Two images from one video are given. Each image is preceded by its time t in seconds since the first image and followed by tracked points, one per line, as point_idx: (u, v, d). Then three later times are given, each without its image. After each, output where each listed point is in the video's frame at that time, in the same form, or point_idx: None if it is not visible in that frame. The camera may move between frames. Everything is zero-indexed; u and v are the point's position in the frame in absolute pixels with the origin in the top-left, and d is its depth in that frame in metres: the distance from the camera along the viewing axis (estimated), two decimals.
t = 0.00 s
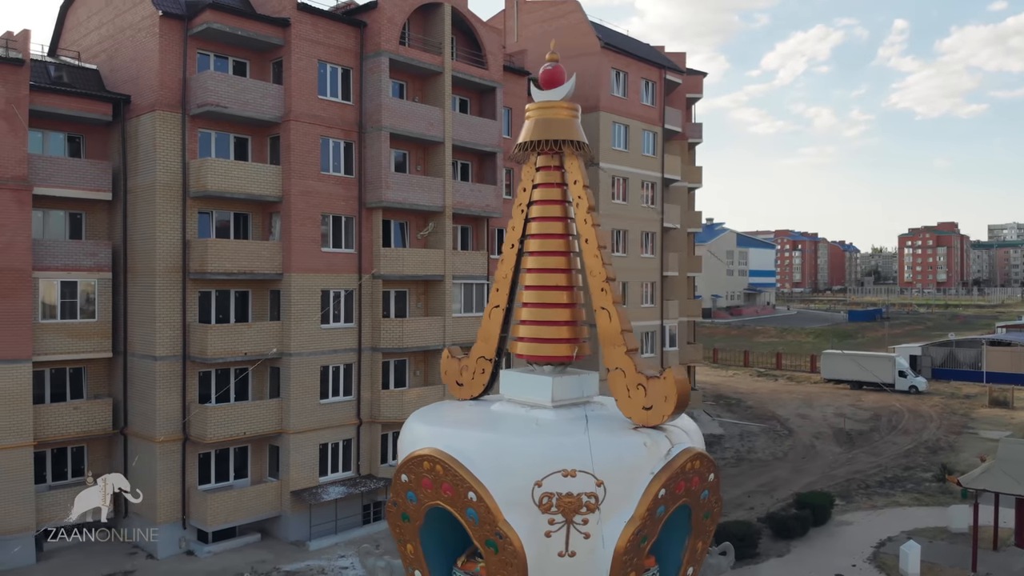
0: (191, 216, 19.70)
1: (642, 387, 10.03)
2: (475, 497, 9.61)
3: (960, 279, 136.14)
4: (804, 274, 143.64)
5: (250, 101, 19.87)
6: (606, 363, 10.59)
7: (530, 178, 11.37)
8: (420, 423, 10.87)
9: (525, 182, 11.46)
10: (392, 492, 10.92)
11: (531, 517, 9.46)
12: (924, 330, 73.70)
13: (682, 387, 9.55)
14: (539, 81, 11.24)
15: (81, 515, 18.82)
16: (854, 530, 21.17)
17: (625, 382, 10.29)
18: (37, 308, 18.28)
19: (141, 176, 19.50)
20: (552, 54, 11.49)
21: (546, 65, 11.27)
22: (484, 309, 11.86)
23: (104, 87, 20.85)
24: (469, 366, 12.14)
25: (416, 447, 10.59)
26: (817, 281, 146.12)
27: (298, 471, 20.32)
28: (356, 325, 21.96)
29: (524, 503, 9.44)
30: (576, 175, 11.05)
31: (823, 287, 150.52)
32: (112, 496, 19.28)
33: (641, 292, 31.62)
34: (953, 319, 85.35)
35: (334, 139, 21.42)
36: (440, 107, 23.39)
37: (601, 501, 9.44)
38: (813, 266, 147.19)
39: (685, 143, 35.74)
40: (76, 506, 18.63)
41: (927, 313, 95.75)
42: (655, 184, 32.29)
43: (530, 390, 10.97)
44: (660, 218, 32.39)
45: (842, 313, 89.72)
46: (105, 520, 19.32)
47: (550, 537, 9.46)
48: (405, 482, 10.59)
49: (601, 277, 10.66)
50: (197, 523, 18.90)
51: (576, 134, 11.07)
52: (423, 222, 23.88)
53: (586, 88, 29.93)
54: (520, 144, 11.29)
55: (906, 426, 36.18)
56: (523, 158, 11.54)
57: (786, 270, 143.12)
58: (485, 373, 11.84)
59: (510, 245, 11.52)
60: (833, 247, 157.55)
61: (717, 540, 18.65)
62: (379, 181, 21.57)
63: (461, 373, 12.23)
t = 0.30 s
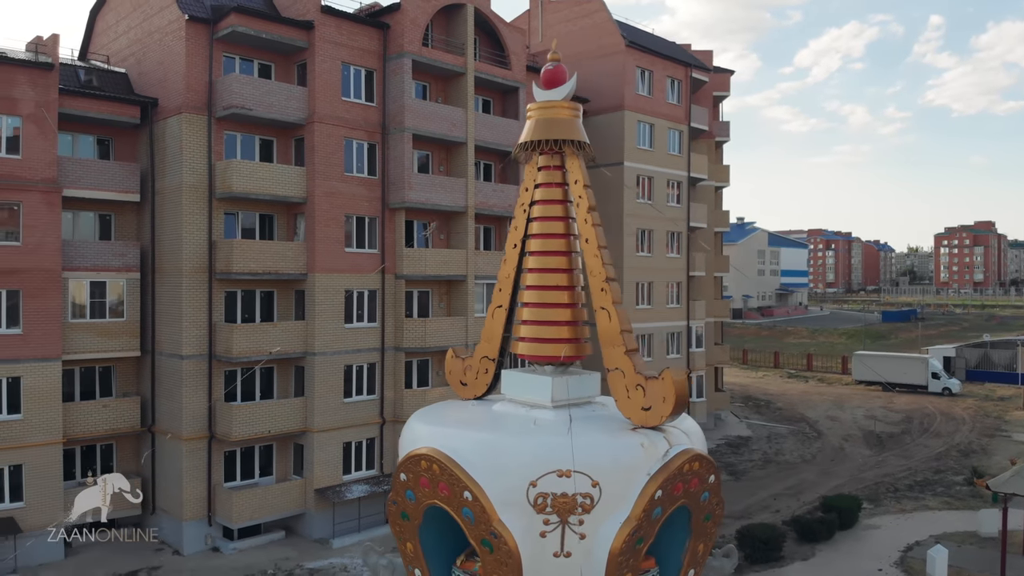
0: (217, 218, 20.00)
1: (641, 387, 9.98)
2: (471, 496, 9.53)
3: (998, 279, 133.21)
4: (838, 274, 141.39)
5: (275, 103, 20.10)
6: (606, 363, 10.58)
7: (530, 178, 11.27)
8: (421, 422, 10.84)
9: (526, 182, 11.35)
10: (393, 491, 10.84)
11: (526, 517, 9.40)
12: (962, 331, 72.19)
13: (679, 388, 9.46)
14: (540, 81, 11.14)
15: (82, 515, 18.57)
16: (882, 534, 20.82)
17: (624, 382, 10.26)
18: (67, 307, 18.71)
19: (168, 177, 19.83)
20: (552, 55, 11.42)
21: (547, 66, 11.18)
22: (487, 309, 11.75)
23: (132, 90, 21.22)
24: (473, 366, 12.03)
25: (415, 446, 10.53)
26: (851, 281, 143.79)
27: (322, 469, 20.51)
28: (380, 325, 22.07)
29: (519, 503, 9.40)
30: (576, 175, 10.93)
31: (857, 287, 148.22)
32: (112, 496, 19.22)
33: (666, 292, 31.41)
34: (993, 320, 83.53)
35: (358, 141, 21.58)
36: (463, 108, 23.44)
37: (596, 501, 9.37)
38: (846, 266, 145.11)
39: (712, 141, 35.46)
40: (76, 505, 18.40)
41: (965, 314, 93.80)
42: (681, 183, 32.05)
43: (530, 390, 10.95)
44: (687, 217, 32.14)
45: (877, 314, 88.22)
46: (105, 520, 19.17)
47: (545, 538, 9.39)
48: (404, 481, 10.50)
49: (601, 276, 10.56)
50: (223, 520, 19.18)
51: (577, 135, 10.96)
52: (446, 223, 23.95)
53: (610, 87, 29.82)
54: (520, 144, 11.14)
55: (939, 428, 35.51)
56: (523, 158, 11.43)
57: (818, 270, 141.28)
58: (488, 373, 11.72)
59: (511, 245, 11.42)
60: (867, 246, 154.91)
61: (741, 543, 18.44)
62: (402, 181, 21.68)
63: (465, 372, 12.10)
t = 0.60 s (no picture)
0: (242, 218, 20.22)
1: (639, 389, 9.66)
2: (466, 496, 9.37)
3: None
4: (872, 274, 139.13)
5: (298, 105, 20.28)
6: (603, 364, 10.27)
7: (531, 180, 11.04)
8: (420, 421, 10.67)
9: (526, 183, 11.13)
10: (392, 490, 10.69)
11: (520, 518, 9.21)
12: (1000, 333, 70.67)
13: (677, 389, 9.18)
14: (540, 82, 11.03)
15: (82, 516, 18.22)
16: (909, 538, 20.45)
17: (622, 384, 9.93)
18: (95, 307, 19.14)
19: (194, 179, 20.14)
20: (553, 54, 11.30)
21: (547, 66, 11.09)
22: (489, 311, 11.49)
23: (159, 93, 21.55)
24: (476, 366, 11.79)
25: (413, 445, 10.36)
26: (884, 281, 141.43)
27: (345, 468, 20.65)
28: (402, 324, 22.12)
29: (513, 503, 9.21)
30: (576, 176, 10.72)
31: (890, 287, 145.80)
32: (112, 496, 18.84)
33: (691, 292, 31.15)
34: None
35: (380, 142, 21.68)
36: (485, 109, 23.48)
37: (591, 502, 9.13)
38: (880, 265, 142.85)
39: (738, 140, 35.12)
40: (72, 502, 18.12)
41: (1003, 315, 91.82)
42: (707, 182, 31.77)
43: (530, 390, 10.66)
44: (712, 217, 31.85)
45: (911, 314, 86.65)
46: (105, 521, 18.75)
47: (539, 539, 9.20)
48: (402, 481, 10.36)
49: (600, 276, 10.31)
50: (246, 518, 19.42)
51: (577, 135, 10.77)
52: (468, 223, 23.97)
53: (634, 86, 29.68)
54: (520, 145, 10.98)
55: (971, 431, 34.82)
56: (523, 159, 11.23)
57: (852, 270, 139.35)
58: (491, 373, 11.47)
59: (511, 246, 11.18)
60: (901, 246, 152.32)
61: (765, 546, 18.23)
62: (424, 182, 21.75)
63: (468, 373, 11.88)
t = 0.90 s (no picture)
0: (267, 219, 20.47)
1: (637, 390, 9.50)
2: (461, 496, 9.25)
3: None
4: (905, 274, 136.72)
5: (321, 107, 20.47)
6: (603, 365, 10.14)
7: (531, 180, 10.89)
8: (418, 420, 10.59)
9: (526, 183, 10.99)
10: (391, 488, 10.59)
11: (513, 517, 9.08)
12: None
13: (672, 391, 9.00)
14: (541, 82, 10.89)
15: (81, 517, 17.99)
16: (937, 542, 20.08)
17: (620, 385, 9.79)
18: (123, 306, 19.53)
19: (218, 181, 20.43)
20: (554, 54, 11.11)
21: (548, 66, 10.93)
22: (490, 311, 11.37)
23: (186, 96, 21.89)
24: (479, 366, 11.67)
25: (411, 443, 10.27)
26: (919, 281, 138.94)
27: (367, 466, 20.76)
28: (423, 324, 22.17)
29: (507, 503, 9.09)
30: (575, 176, 10.56)
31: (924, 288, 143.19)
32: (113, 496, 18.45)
33: (717, 292, 30.87)
34: None
35: (402, 143, 21.78)
36: (507, 109, 23.48)
37: (585, 503, 8.95)
38: (914, 265, 140.31)
39: (765, 138, 34.74)
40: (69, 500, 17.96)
41: None
42: (732, 181, 31.48)
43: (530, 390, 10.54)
44: (738, 216, 31.56)
45: (945, 314, 85.02)
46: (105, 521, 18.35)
47: (534, 539, 9.05)
48: (400, 479, 10.26)
49: (599, 277, 10.15)
50: (270, 515, 19.64)
51: (577, 136, 10.62)
52: (489, 223, 23.97)
53: (658, 85, 29.52)
54: (520, 146, 10.88)
55: (1004, 434, 34.12)
56: (524, 159, 11.10)
57: (886, 270, 137.19)
58: (493, 373, 11.33)
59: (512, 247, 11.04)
60: (936, 245, 149.55)
61: (788, 549, 18.05)
62: (445, 183, 21.82)
63: (471, 372, 11.78)
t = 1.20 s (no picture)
0: (291, 221, 20.70)
1: (635, 390, 9.34)
2: (457, 495, 9.17)
3: None
4: (940, 274, 134.25)
5: (344, 109, 20.63)
6: (602, 366, 9.97)
7: (533, 180, 10.76)
8: (417, 419, 10.51)
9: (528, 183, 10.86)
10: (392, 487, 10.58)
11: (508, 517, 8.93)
12: None
13: (670, 391, 8.85)
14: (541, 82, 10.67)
15: (81, 516, 18.02)
16: (965, 547, 19.70)
17: (618, 385, 9.64)
18: (151, 306, 19.88)
19: (244, 182, 20.68)
20: (555, 54, 10.88)
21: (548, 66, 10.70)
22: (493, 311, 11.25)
23: (213, 99, 22.20)
24: (482, 366, 11.52)
25: (409, 442, 10.21)
26: (954, 281, 136.29)
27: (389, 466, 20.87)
28: (445, 324, 22.21)
29: (502, 502, 8.95)
30: (576, 175, 10.41)
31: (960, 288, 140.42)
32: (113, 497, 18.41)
33: (743, 293, 30.56)
34: None
35: (424, 144, 21.87)
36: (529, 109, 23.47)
37: (580, 503, 8.76)
38: (949, 265, 137.59)
39: (793, 136, 34.31)
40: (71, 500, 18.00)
41: None
42: (759, 180, 31.15)
43: (530, 390, 10.40)
44: (765, 216, 31.23)
45: (983, 315, 83.31)
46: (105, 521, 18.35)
47: (528, 539, 8.88)
48: (400, 478, 10.24)
49: (598, 277, 9.97)
50: (293, 513, 19.84)
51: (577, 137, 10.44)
52: (512, 224, 23.97)
53: (683, 84, 29.32)
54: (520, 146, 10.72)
55: None
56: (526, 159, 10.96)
57: (921, 270, 134.80)
58: (496, 373, 11.12)
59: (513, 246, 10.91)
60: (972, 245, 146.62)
61: (812, 552, 17.81)
62: (467, 184, 21.85)
63: (474, 372, 11.60)
